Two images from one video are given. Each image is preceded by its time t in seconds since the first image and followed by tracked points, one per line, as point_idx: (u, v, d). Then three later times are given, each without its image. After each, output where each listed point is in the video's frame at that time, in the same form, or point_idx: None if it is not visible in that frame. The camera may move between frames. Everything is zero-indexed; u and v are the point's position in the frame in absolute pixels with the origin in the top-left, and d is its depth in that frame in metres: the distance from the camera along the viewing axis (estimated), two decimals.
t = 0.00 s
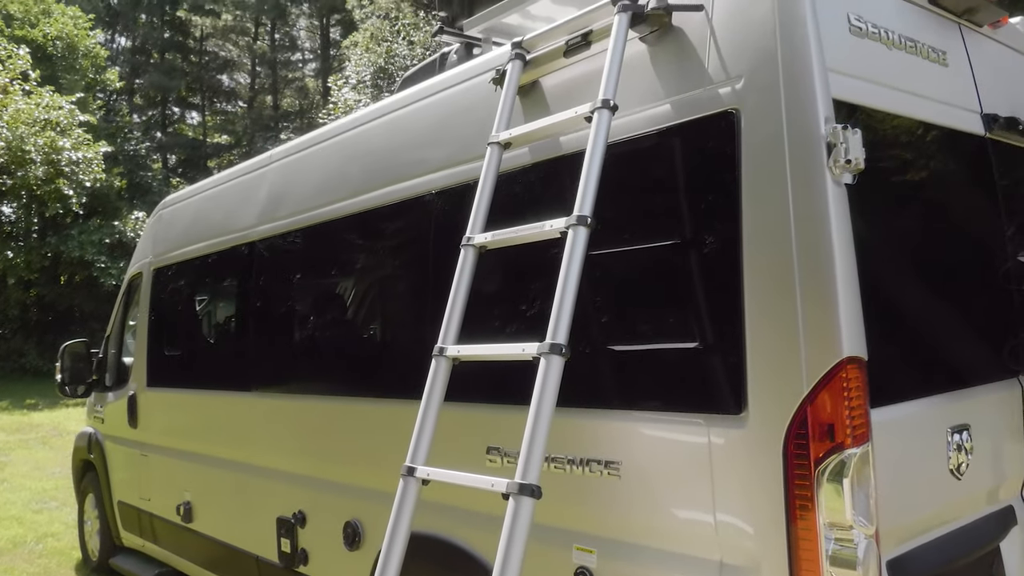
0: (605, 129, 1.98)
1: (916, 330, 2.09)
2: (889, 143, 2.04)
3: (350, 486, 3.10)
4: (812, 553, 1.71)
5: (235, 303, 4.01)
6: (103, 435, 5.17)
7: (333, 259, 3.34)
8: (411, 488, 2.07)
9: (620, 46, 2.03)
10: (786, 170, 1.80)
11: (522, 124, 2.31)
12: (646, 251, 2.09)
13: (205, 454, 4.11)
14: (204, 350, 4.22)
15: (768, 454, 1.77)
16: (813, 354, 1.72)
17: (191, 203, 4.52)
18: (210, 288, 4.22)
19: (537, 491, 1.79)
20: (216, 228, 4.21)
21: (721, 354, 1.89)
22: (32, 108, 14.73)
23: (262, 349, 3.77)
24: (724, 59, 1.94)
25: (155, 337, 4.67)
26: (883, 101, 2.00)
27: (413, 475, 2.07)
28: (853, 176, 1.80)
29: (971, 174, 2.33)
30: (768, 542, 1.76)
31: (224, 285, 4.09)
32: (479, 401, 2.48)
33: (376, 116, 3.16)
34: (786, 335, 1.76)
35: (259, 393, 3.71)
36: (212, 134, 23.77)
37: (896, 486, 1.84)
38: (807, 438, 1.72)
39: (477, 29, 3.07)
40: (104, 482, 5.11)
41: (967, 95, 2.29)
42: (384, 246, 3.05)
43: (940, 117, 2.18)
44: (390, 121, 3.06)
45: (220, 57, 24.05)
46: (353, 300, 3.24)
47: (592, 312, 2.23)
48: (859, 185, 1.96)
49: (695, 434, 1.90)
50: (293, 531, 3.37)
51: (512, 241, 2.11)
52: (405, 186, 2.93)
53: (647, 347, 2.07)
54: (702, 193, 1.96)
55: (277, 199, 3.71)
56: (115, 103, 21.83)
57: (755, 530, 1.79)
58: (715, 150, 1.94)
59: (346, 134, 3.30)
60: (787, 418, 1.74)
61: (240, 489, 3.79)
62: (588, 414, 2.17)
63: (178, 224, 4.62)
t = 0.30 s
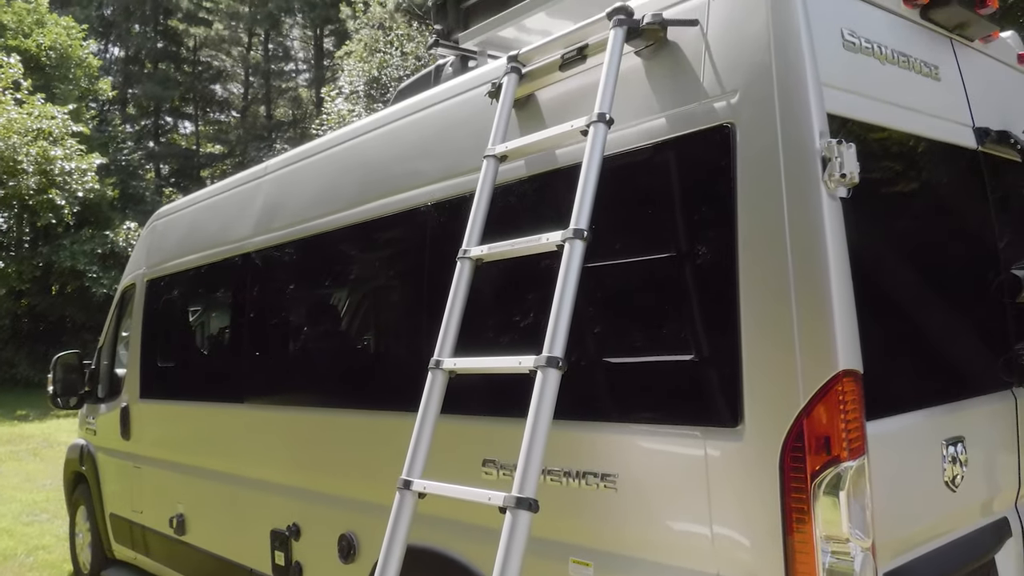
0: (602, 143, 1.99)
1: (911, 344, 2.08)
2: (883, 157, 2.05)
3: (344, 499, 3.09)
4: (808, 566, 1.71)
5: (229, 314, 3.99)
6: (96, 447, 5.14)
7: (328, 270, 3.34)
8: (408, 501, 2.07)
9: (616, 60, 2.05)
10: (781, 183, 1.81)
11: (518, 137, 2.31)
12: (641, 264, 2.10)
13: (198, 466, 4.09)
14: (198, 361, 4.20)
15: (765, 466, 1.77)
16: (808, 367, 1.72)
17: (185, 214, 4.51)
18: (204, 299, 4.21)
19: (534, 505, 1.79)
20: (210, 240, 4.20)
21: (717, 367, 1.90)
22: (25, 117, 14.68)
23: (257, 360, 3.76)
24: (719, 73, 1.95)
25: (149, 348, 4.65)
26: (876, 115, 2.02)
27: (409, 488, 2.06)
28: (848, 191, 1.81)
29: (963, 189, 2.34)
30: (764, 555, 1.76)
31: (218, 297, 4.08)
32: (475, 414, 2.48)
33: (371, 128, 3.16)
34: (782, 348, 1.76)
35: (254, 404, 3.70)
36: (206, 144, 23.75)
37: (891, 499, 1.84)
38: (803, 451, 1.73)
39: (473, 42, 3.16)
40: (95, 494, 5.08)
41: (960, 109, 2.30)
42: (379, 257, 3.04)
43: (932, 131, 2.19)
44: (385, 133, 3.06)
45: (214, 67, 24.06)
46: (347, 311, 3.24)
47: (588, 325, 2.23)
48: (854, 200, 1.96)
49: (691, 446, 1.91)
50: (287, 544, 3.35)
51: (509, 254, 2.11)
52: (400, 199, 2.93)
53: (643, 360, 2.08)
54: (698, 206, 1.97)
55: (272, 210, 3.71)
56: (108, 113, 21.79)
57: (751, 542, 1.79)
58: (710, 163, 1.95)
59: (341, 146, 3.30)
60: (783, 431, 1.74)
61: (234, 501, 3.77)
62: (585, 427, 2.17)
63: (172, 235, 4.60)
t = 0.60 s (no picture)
0: (597, 156, 2.00)
1: (906, 356, 2.07)
2: (877, 169, 2.06)
3: (338, 511, 3.08)
4: None
5: (223, 325, 3.98)
6: (88, 459, 5.11)
7: (322, 281, 3.33)
8: (404, 514, 2.06)
9: (612, 74, 2.06)
10: (777, 195, 1.82)
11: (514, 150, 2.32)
12: (637, 276, 2.10)
13: (192, 478, 4.07)
14: (192, 373, 4.19)
15: (761, 478, 1.77)
16: (804, 379, 1.73)
17: (179, 225, 4.50)
18: (198, 310, 4.20)
19: (531, 518, 1.79)
20: (205, 251, 4.19)
21: (713, 379, 1.90)
22: (17, 127, 14.65)
23: (251, 372, 3.75)
24: (715, 87, 1.96)
25: (142, 359, 4.63)
26: (869, 129, 2.03)
27: (405, 501, 2.06)
28: (842, 205, 1.82)
29: (957, 202, 2.34)
30: (761, 567, 1.77)
31: (212, 308, 4.07)
32: (472, 426, 2.47)
33: (366, 140, 3.16)
34: (777, 360, 1.77)
35: (248, 416, 3.69)
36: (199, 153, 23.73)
37: (887, 511, 1.85)
38: (800, 464, 1.73)
39: (468, 54, 3.17)
40: (87, 506, 5.05)
41: (952, 122, 2.32)
42: (374, 268, 3.04)
43: (925, 144, 2.21)
44: (380, 145, 3.07)
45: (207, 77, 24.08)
46: (341, 321, 3.24)
47: (584, 337, 2.23)
48: (849, 214, 1.97)
49: (687, 458, 1.91)
50: (281, 556, 3.33)
51: (505, 266, 2.12)
52: (395, 210, 2.93)
53: (639, 372, 2.08)
54: (694, 219, 1.98)
55: (266, 222, 3.70)
56: (100, 122, 21.76)
57: (748, 554, 1.79)
58: (706, 176, 1.96)
59: (336, 157, 3.31)
60: (780, 443, 1.75)
61: (228, 514, 3.75)
62: (581, 440, 2.17)
63: (166, 246, 4.59)
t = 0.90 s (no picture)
0: (593, 172, 2.01)
1: (899, 371, 2.08)
2: (871, 184, 2.08)
3: (333, 525, 3.07)
4: None
5: (217, 338, 3.97)
6: (79, 472, 5.08)
7: (317, 294, 3.33)
8: (400, 529, 2.06)
9: (607, 89, 2.07)
10: (772, 211, 1.83)
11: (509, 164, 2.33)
12: (632, 290, 2.11)
13: (184, 491, 4.05)
14: (185, 385, 4.17)
15: (757, 491, 1.78)
16: (800, 395, 1.74)
17: (172, 237, 4.49)
18: (191, 323, 4.19)
19: (528, 534, 1.78)
20: (198, 263, 4.18)
21: (708, 394, 1.91)
22: (9, 138, 14.60)
23: (245, 384, 3.73)
24: (710, 104, 1.98)
25: (134, 372, 4.61)
26: (863, 144, 2.05)
27: (401, 516, 2.05)
28: (836, 221, 1.83)
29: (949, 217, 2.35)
30: None
31: (205, 320, 4.06)
32: (467, 440, 2.47)
33: (361, 153, 3.16)
34: (773, 375, 1.78)
35: (242, 429, 3.67)
36: (190, 163, 23.70)
37: (883, 524, 1.86)
38: (796, 478, 1.74)
39: (464, 69, 3.18)
40: (78, 520, 5.01)
41: (944, 138, 2.35)
42: (369, 280, 3.04)
43: (917, 159, 2.23)
44: (376, 158, 3.07)
45: (200, 88, 24.09)
46: (334, 333, 3.24)
47: (580, 350, 2.23)
48: (843, 228, 1.97)
49: (683, 472, 1.91)
50: (275, 570, 3.31)
51: (501, 280, 2.12)
52: (390, 224, 2.93)
53: (634, 385, 2.08)
54: (688, 233, 1.99)
55: (261, 235, 3.70)
56: (92, 133, 21.70)
57: (744, 568, 1.79)
58: (700, 192, 1.97)
59: (332, 170, 3.30)
60: (775, 458, 1.76)
61: (221, 527, 3.72)
62: (577, 453, 2.17)
63: (159, 258, 4.58)
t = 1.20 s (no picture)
0: (590, 184, 2.02)
1: (895, 387, 2.08)
2: (865, 196, 2.09)
3: (328, 537, 3.05)
4: None
5: (211, 349, 3.96)
6: (71, 483, 5.05)
7: (312, 304, 3.33)
8: (396, 541, 2.05)
9: (603, 102, 2.08)
10: (767, 224, 1.84)
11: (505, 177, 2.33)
12: (628, 302, 2.11)
13: (178, 503, 4.03)
14: (178, 396, 4.16)
15: (754, 503, 1.78)
16: (796, 407, 1.74)
17: (167, 248, 4.48)
18: (185, 333, 4.17)
19: (525, 547, 1.78)
20: (193, 274, 4.17)
21: (704, 406, 1.91)
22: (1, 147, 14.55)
23: (239, 395, 3.72)
24: (705, 117, 1.99)
25: (127, 382, 4.59)
26: (857, 157, 2.06)
27: (397, 529, 2.05)
28: (831, 233, 1.84)
29: (943, 229, 2.36)
30: None
31: (200, 331, 4.04)
32: (463, 452, 2.46)
33: (357, 165, 3.16)
34: (769, 387, 1.78)
35: (236, 441, 3.66)
36: (184, 173, 23.67)
37: (880, 535, 1.86)
38: (793, 491, 1.74)
39: (460, 80, 3.19)
40: (70, 531, 4.98)
41: (937, 150, 2.36)
42: (364, 291, 3.04)
43: (911, 172, 2.24)
44: (371, 170, 3.07)
45: (193, 97, 24.09)
46: (328, 343, 3.25)
47: (576, 362, 2.24)
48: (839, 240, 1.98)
49: (680, 484, 1.91)
50: None
51: (498, 292, 2.12)
52: (386, 235, 2.93)
53: (631, 397, 2.09)
54: (684, 244, 2.00)
55: (256, 246, 3.69)
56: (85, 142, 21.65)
57: None
58: (696, 204, 1.98)
59: (327, 181, 3.30)
60: (772, 470, 1.76)
61: (215, 539, 3.71)
62: (574, 465, 2.17)
63: (153, 269, 4.56)
